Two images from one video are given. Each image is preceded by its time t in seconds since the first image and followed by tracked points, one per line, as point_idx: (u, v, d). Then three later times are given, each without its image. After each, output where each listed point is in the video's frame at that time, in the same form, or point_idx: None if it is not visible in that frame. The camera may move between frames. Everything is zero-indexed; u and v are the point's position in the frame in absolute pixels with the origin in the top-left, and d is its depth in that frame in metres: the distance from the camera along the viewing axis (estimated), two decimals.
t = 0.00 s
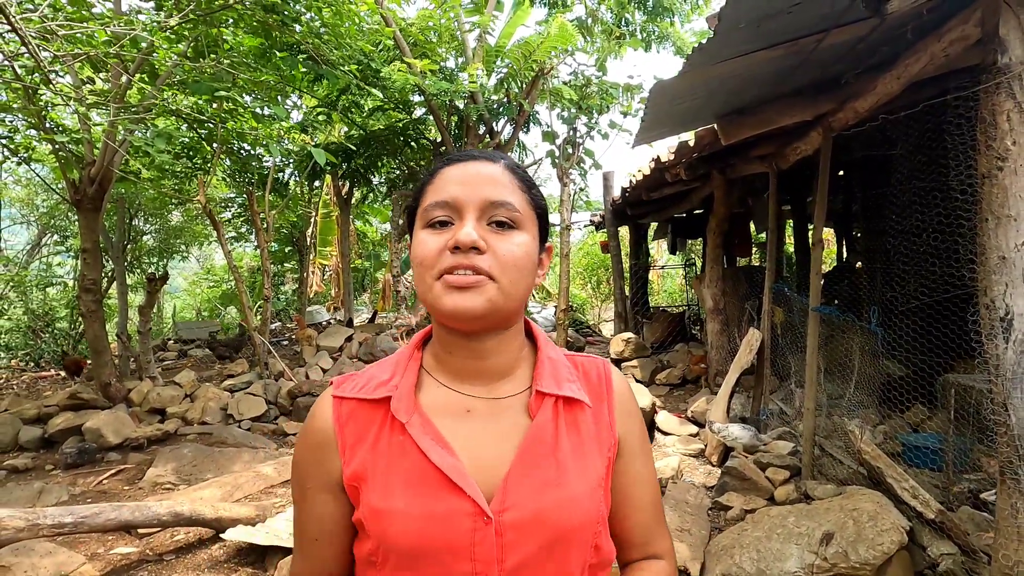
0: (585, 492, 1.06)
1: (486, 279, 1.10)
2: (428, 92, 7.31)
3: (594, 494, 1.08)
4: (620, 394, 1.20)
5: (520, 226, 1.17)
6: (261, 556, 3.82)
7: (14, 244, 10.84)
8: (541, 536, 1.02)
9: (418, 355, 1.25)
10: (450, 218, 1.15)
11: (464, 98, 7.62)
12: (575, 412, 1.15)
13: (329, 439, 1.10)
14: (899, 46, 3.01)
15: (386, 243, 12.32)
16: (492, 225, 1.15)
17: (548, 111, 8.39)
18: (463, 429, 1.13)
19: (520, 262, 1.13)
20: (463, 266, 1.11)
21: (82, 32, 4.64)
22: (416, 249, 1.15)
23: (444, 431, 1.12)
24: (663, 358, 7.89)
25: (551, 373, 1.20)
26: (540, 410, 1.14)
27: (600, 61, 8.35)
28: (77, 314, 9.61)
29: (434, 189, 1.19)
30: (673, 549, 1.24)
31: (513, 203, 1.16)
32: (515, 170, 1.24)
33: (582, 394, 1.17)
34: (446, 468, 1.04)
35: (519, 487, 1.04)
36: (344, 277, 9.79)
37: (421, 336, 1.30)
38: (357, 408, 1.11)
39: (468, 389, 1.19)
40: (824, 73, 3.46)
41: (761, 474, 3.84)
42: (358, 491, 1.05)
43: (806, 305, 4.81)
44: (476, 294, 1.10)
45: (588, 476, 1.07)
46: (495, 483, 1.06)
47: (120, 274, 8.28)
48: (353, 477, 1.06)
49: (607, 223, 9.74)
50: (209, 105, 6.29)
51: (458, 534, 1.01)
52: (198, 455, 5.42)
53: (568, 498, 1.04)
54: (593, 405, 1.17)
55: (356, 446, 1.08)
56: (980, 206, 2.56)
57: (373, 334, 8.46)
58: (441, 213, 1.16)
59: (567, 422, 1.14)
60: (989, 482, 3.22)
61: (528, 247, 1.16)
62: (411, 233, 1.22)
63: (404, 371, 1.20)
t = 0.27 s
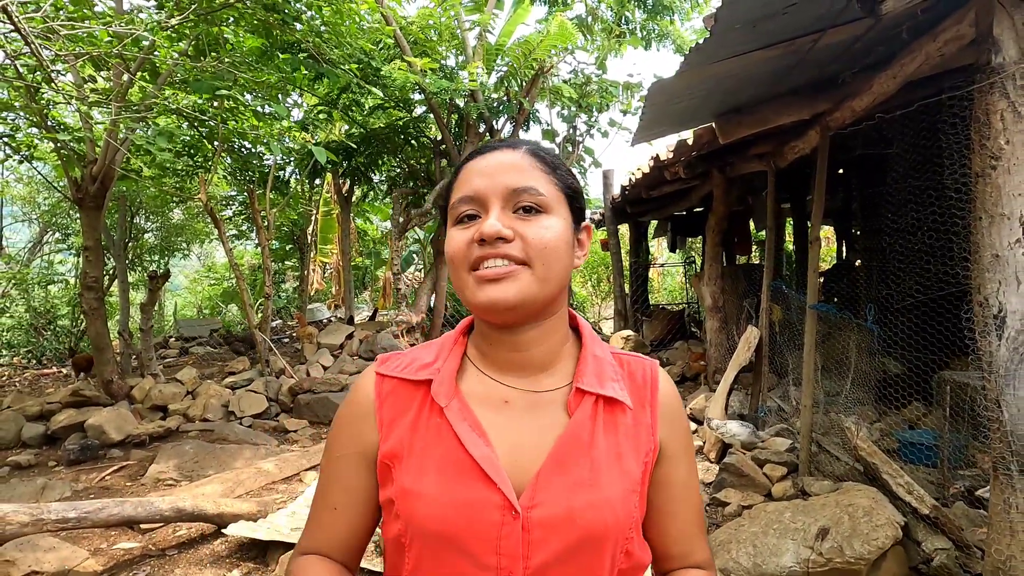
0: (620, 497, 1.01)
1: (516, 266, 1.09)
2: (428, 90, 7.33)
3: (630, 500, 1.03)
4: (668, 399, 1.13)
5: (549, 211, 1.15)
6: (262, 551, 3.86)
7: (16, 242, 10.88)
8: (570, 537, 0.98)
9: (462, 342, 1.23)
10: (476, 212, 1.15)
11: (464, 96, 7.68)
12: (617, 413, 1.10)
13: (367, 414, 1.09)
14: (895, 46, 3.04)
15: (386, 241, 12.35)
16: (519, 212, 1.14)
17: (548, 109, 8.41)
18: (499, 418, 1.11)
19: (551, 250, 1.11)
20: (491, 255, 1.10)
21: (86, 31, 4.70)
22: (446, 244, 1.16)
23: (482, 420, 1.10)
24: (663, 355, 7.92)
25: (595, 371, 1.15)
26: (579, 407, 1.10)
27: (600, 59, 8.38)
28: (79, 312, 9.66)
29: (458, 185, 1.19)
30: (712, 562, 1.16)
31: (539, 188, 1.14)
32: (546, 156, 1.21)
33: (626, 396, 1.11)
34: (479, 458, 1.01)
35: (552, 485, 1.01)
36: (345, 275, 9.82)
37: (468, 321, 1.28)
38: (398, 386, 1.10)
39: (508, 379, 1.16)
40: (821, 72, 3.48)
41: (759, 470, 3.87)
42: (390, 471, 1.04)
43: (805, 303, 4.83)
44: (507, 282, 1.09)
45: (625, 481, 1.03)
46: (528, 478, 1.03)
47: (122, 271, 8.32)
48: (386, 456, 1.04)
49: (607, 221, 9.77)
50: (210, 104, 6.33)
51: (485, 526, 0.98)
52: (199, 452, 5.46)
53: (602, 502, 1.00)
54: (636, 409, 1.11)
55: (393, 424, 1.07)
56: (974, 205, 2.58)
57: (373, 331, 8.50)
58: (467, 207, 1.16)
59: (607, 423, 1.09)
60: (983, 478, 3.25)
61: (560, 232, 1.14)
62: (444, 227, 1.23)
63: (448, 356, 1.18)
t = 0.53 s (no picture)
0: (644, 490, 0.97)
1: (541, 263, 1.03)
2: (427, 87, 7.35)
3: (656, 494, 0.98)
4: (695, 389, 1.07)
5: (575, 203, 1.07)
6: (261, 546, 3.89)
7: (14, 238, 10.89)
8: (594, 531, 0.95)
9: (487, 331, 1.19)
10: (498, 205, 1.08)
11: (462, 93, 7.69)
12: (641, 404, 1.04)
13: (391, 406, 1.06)
14: (890, 43, 3.05)
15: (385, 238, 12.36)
16: (543, 205, 1.06)
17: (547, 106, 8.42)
18: (523, 409, 1.06)
19: (577, 245, 1.04)
20: (515, 252, 1.04)
21: (85, 29, 4.71)
22: (469, 238, 1.10)
23: (505, 410, 1.06)
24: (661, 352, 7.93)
25: (619, 361, 1.09)
26: (602, 398, 1.05)
27: (599, 56, 8.39)
28: (79, 308, 9.68)
29: (480, 174, 1.11)
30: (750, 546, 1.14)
31: (564, 179, 1.06)
32: (573, 142, 1.12)
33: (650, 387, 1.06)
34: (501, 450, 0.97)
35: (574, 478, 0.97)
36: (344, 272, 9.83)
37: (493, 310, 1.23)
38: (421, 377, 1.07)
39: (531, 370, 1.11)
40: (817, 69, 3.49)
41: (755, 466, 3.89)
42: (414, 463, 1.01)
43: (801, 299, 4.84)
44: (533, 281, 1.03)
45: (650, 474, 0.98)
46: (551, 470, 0.99)
47: (121, 268, 8.33)
48: (410, 448, 1.01)
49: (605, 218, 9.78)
50: (209, 100, 6.34)
51: (507, 519, 0.95)
52: (198, 447, 5.48)
53: (625, 495, 0.95)
54: (662, 400, 1.05)
55: (416, 415, 1.03)
56: (967, 201, 2.61)
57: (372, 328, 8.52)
58: (489, 200, 1.08)
59: (631, 414, 1.04)
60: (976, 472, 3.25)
61: (587, 225, 1.06)
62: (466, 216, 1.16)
63: (472, 346, 1.14)
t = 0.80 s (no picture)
0: (661, 478, 0.99)
1: (575, 268, 1.05)
2: (426, 86, 7.36)
3: (669, 483, 1.01)
4: (707, 384, 1.10)
5: (608, 209, 1.09)
6: (262, 542, 3.92)
7: (14, 237, 10.89)
8: (610, 518, 0.96)
9: (504, 322, 1.19)
10: (533, 206, 1.08)
11: (462, 92, 7.70)
12: (656, 396, 1.07)
13: (408, 392, 1.05)
14: (887, 43, 3.08)
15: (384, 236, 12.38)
16: (578, 210, 1.08)
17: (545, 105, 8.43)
18: (541, 399, 1.08)
19: (610, 249, 1.07)
20: (550, 257, 1.05)
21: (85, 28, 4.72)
22: (499, 237, 1.09)
23: (523, 399, 1.07)
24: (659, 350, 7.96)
25: (635, 354, 1.12)
26: (619, 389, 1.07)
27: (598, 55, 8.40)
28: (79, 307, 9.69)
29: (513, 171, 1.10)
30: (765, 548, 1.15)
31: (599, 185, 1.08)
32: (607, 144, 1.13)
33: (665, 379, 1.09)
34: (521, 437, 0.98)
35: (592, 465, 0.98)
36: (343, 270, 9.85)
37: (510, 302, 1.24)
38: (441, 365, 1.06)
39: (550, 361, 1.12)
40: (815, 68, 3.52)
41: (752, 463, 3.91)
42: (432, 449, 1.01)
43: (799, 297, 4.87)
44: (567, 286, 1.06)
45: (665, 463, 1.00)
46: (568, 458, 1.01)
47: (121, 266, 8.34)
48: (427, 435, 1.01)
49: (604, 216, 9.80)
50: (209, 99, 6.35)
51: (525, 504, 0.96)
52: (199, 445, 5.51)
53: (642, 482, 0.98)
54: (676, 392, 1.08)
55: (435, 401, 1.03)
56: (962, 199, 2.63)
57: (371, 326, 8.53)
58: (523, 200, 1.08)
59: (648, 406, 1.06)
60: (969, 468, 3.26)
61: (618, 232, 1.09)
62: (492, 211, 1.16)
63: (490, 336, 1.14)
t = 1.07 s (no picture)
0: (667, 465, 1.03)
1: (587, 267, 1.08)
2: (425, 84, 7.36)
3: (675, 469, 1.04)
4: (706, 377, 1.15)
5: (619, 210, 1.11)
6: (262, 539, 3.94)
7: (13, 235, 10.89)
8: (620, 503, 1.00)
9: (509, 318, 1.21)
10: (546, 206, 1.10)
11: (461, 91, 7.70)
12: (660, 387, 1.11)
13: (419, 386, 1.06)
14: (884, 42, 3.10)
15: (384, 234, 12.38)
16: (591, 211, 1.10)
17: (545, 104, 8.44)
18: (550, 390, 1.10)
19: (620, 250, 1.09)
20: (564, 256, 1.07)
21: (85, 27, 4.73)
22: (511, 235, 1.10)
23: (532, 391, 1.09)
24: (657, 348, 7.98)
25: (639, 348, 1.16)
26: (625, 381, 1.11)
27: (597, 54, 8.41)
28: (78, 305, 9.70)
29: (525, 172, 1.11)
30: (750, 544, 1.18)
31: (611, 187, 1.09)
32: (618, 147, 1.14)
33: (667, 371, 1.13)
34: (533, 426, 1.00)
35: (602, 453, 1.01)
36: (343, 268, 9.85)
37: (515, 299, 1.25)
38: (450, 359, 1.08)
39: (556, 355, 1.15)
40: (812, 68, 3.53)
41: (750, 460, 3.94)
42: (443, 440, 1.02)
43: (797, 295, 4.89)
44: (580, 284, 1.08)
45: (672, 451, 1.04)
46: (578, 446, 1.04)
47: (120, 264, 8.35)
48: (439, 425, 1.02)
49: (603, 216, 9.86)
50: (208, 97, 6.36)
51: (538, 491, 0.98)
52: (199, 442, 5.53)
53: (650, 469, 1.01)
54: (678, 385, 1.12)
55: (446, 394, 1.05)
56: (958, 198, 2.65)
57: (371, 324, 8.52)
58: (536, 200, 1.09)
59: (652, 397, 1.10)
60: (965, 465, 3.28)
61: (627, 233, 1.11)
62: (501, 210, 1.16)
63: (497, 331, 1.16)
